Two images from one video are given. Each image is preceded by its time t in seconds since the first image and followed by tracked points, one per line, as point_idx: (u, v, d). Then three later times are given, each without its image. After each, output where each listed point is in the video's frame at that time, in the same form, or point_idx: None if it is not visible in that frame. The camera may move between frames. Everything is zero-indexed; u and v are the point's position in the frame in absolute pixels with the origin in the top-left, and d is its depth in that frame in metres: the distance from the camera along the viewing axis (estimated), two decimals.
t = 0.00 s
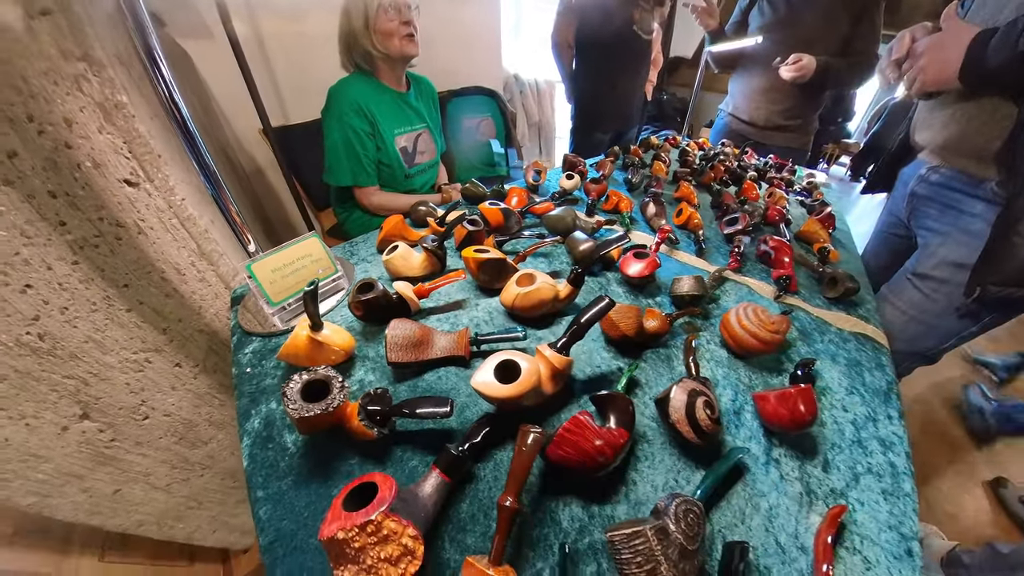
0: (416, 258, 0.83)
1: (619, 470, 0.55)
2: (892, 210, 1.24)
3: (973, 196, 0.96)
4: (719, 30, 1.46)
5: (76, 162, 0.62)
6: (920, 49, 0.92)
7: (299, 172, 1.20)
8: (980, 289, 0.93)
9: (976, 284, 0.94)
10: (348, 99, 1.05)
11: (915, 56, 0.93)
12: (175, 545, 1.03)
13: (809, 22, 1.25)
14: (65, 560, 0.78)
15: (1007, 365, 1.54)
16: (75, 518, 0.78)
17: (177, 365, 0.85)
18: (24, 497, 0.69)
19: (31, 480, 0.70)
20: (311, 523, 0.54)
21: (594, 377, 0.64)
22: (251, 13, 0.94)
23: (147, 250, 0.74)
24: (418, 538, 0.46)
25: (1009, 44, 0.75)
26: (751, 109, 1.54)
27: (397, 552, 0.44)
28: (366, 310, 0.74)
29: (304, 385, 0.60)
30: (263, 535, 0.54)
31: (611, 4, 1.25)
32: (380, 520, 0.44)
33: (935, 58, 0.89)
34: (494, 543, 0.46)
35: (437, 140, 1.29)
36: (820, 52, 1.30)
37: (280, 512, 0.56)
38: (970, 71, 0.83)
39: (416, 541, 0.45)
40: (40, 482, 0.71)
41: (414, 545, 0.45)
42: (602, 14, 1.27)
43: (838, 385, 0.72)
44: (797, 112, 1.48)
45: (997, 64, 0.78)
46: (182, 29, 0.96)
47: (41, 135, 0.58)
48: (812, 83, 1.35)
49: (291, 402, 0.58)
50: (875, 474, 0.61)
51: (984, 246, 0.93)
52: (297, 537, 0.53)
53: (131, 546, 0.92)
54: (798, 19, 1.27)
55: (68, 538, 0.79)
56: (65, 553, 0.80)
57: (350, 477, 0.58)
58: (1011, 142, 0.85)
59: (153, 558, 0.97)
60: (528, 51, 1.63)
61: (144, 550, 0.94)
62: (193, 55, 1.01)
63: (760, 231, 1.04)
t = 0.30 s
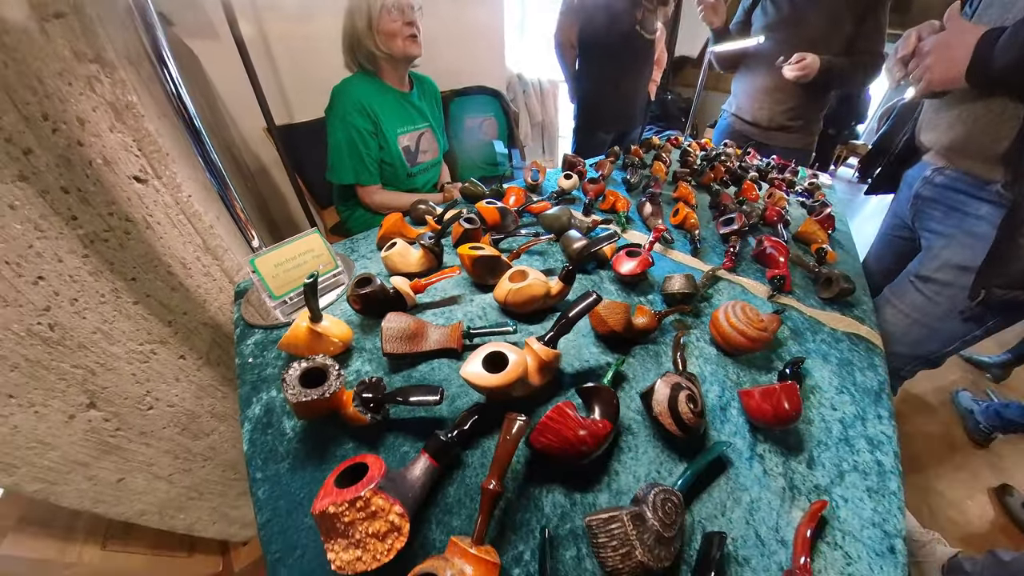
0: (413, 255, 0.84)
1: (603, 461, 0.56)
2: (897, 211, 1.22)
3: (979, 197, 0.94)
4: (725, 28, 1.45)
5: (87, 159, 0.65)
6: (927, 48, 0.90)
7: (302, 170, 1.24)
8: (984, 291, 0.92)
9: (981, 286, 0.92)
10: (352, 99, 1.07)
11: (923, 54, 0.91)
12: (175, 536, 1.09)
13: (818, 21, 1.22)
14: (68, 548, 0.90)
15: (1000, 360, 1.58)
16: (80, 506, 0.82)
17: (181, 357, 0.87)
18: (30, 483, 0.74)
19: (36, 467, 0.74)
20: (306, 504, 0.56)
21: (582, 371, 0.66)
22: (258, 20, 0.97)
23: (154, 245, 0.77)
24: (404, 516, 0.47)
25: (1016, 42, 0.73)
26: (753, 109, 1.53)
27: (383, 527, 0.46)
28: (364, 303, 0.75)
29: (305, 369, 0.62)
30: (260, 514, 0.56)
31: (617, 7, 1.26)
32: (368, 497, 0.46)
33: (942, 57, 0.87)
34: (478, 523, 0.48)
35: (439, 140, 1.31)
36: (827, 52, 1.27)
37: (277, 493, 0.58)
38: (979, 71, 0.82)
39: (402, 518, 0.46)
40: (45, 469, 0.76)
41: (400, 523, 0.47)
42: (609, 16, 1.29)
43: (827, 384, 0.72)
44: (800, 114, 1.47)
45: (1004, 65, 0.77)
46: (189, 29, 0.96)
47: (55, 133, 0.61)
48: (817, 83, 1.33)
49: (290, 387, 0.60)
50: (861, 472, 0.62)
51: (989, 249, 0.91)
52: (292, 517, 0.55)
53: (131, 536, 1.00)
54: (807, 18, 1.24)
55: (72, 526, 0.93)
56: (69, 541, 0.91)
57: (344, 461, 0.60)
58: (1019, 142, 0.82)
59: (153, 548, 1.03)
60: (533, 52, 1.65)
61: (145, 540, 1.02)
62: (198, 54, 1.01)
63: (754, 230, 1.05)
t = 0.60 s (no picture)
0: (415, 247, 0.86)
1: (596, 444, 0.57)
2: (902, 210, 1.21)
3: (983, 195, 0.93)
4: (730, 26, 1.45)
5: (101, 150, 0.67)
6: (936, 43, 0.90)
7: (305, 166, 1.24)
8: (987, 288, 0.92)
9: (983, 283, 0.92)
10: (359, 95, 1.10)
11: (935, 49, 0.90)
12: (176, 525, 1.08)
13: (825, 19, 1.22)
14: (72, 534, 0.85)
15: (1010, 366, 1.55)
16: (85, 491, 0.81)
17: (187, 346, 0.89)
18: (37, 467, 0.73)
19: (46, 452, 0.73)
20: (306, 480, 0.59)
21: (578, 359, 0.67)
22: (265, 16, 1.02)
23: (164, 235, 0.79)
24: (400, 488, 0.50)
25: None
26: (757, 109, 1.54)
27: (380, 499, 0.48)
28: (366, 291, 0.77)
29: (308, 350, 0.64)
30: (261, 489, 0.59)
31: (618, 8, 1.29)
32: (366, 468, 0.48)
33: (952, 52, 0.87)
34: (471, 497, 0.50)
35: (443, 137, 1.33)
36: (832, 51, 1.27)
37: (278, 470, 0.61)
38: (992, 64, 0.81)
39: (398, 490, 0.49)
40: (52, 454, 0.74)
41: (395, 494, 0.49)
42: (610, 18, 1.31)
43: (824, 376, 0.72)
44: (804, 113, 1.47)
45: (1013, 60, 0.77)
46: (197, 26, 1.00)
47: (70, 124, 0.63)
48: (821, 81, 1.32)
49: (294, 366, 0.62)
50: (855, 462, 0.62)
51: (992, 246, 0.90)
52: (292, 492, 0.58)
53: (134, 523, 0.98)
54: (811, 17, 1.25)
55: (79, 509, 0.88)
56: (73, 527, 0.85)
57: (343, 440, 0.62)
58: None
59: (155, 538, 1.01)
60: (538, 51, 1.69)
61: (146, 528, 0.99)
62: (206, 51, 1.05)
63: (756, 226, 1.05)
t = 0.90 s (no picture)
0: (414, 244, 0.87)
1: (584, 437, 0.58)
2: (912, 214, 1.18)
3: (992, 197, 0.90)
4: (736, 25, 1.45)
5: (110, 147, 0.70)
6: (942, 45, 0.89)
7: (310, 164, 1.28)
8: (993, 291, 0.88)
9: (991, 286, 0.88)
10: (362, 95, 1.11)
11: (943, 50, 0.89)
12: (177, 517, 1.09)
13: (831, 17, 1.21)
14: (75, 522, 0.86)
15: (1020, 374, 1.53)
16: (90, 481, 0.82)
17: (191, 339, 0.92)
18: (43, 456, 0.74)
19: (51, 440, 0.75)
20: (302, 466, 0.61)
21: (570, 354, 0.67)
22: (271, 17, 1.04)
23: (170, 230, 0.82)
24: (389, 473, 0.52)
25: None
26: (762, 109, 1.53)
27: (369, 483, 0.50)
28: (365, 286, 0.78)
29: (307, 342, 0.65)
30: (258, 473, 0.61)
31: (622, 9, 1.28)
32: (357, 452, 0.51)
33: (959, 54, 0.85)
34: (459, 484, 0.51)
35: (445, 137, 1.35)
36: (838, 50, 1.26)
37: (275, 456, 0.62)
38: (997, 67, 0.80)
39: (387, 475, 0.51)
40: (58, 443, 0.76)
41: (385, 479, 0.51)
42: (613, 20, 1.31)
43: (818, 376, 0.72)
44: (810, 113, 1.46)
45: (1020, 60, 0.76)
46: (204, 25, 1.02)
47: (81, 123, 0.66)
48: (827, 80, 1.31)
49: (293, 356, 0.63)
50: (846, 463, 0.61)
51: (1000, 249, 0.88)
52: (288, 477, 0.60)
53: (137, 516, 0.98)
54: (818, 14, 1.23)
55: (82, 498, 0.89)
56: (75, 516, 0.87)
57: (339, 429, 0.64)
58: None
59: (157, 529, 1.02)
60: (543, 51, 1.68)
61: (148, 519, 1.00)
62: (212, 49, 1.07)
63: (756, 226, 1.05)
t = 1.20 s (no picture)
0: (417, 237, 0.87)
1: (579, 427, 0.58)
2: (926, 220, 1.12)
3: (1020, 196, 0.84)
4: (742, 24, 1.44)
5: (120, 139, 0.71)
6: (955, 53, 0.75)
7: (316, 160, 1.29)
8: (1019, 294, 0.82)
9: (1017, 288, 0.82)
10: (367, 91, 1.13)
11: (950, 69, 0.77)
12: (177, 505, 1.07)
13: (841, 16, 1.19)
14: (78, 509, 0.86)
15: None
16: (93, 468, 0.85)
17: (195, 330, 0.92)
18: (48, 442, 0.79)
19: (57, 427, 0.78)
20: (300, 450, 0.62)
21: (568, 346, 0.68)
22: (279, 18, 1.02)
23: (176, 221, 0.82)
24: (384, 456, 0.52)
25: None
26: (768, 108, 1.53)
27: (365, 465, 0.51)
28: (367, 277, 0.79)
29: (309, 328, 0.67)
30: (257, 456, 0.62)
31: (626, 12, 1.30)
32: (354, 433, 0.51)
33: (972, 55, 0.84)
34: (453, 468, 0.52)
35: (450, 134, 1.36)
36: (846, 48, 1.25)
37: (275, 441, 0.64)
38: None
39: (382, 456, 0.51)
40: (65, 430, 0.79)
41: (379, 461, 0.52)
42: (618, 23, 1.32)
43: (818, 373, 0.72)
44: (818, 112, 1.45)
45: None
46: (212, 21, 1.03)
47: (92, 114, 0.67)
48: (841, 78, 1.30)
49: (294, 342, 0.65)
50: (846, 459, 0.61)
51: None
52: (286, 461, 0.61)
53: (138, 504, 0.98)
54: (826, 15, 1.21)
55: (85, 488, 0.90)
56: (79, 503, 0.88)
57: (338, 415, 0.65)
58: None
59: (154, 517, 1.01)
60: (549, 49, 1.68)
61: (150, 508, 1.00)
62: (220, 46, 1.06)
63: (760, 224, 1.04)
